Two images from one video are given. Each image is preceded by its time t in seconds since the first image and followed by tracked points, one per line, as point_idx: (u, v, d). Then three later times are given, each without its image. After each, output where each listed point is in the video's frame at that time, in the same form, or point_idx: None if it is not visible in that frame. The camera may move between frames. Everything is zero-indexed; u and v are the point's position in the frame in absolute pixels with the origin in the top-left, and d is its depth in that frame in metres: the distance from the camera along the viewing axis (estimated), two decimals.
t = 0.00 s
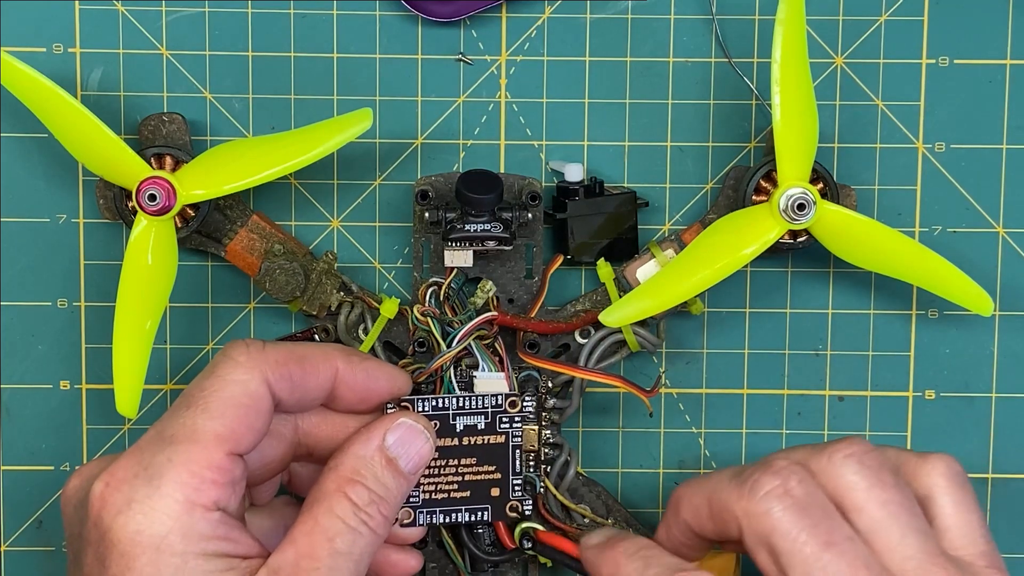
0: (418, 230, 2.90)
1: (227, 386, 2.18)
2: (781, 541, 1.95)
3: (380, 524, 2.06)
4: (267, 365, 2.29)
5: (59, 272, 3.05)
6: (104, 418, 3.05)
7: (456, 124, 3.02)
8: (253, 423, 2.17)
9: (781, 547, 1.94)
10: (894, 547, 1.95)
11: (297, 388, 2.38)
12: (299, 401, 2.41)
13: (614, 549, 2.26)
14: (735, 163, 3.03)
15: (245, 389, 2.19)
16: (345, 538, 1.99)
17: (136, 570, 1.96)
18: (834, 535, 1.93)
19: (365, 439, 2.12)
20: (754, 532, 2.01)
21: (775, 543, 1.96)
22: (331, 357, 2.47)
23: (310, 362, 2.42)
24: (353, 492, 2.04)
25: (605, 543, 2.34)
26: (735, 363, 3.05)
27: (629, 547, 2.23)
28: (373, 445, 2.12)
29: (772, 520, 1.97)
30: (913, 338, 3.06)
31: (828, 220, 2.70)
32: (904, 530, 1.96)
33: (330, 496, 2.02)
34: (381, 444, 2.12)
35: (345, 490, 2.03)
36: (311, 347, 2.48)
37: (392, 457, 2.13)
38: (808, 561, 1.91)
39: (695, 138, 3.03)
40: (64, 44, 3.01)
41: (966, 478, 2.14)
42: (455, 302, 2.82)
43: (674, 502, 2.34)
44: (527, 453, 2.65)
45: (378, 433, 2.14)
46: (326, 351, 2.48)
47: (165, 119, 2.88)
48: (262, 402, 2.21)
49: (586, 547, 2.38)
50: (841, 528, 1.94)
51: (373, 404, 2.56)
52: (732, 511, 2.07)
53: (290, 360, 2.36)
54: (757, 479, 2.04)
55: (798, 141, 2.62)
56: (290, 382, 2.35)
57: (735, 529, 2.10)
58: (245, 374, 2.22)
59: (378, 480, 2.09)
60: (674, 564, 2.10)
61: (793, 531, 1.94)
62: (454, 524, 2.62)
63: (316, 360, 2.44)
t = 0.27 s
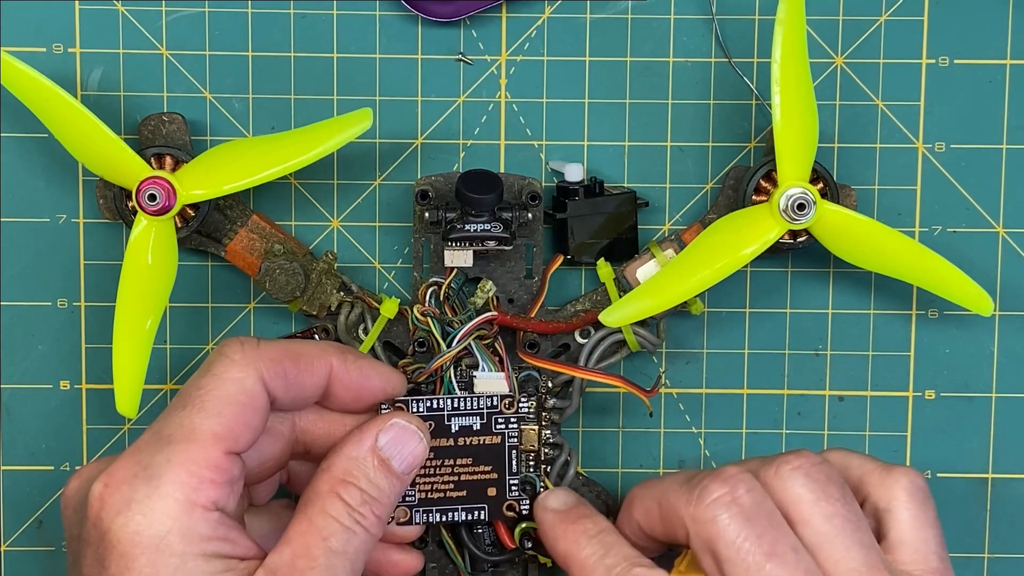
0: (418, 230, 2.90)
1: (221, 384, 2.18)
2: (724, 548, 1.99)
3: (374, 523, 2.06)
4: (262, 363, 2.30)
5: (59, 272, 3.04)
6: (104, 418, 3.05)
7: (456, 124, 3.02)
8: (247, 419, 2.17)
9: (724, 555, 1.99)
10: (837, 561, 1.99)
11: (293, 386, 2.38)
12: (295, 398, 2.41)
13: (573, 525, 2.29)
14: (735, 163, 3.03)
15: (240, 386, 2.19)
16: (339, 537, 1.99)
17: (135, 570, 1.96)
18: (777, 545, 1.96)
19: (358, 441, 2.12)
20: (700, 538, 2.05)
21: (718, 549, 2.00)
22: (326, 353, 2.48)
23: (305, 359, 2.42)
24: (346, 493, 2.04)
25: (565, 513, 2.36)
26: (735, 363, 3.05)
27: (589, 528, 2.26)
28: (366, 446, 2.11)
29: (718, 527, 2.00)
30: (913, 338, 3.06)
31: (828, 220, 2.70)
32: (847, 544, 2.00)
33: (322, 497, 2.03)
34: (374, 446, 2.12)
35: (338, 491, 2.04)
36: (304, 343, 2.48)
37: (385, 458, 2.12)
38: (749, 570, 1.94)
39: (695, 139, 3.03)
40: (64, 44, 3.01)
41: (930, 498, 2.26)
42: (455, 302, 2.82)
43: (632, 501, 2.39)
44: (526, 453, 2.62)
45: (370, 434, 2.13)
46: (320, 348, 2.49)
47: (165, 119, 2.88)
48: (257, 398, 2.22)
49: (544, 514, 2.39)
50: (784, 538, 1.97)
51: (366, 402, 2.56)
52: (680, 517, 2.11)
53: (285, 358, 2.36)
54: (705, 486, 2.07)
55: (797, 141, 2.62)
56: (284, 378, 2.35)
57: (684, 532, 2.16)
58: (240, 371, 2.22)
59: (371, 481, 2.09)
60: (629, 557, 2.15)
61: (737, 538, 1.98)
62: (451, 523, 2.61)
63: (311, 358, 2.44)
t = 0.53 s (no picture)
0: (418, 230, 2.90)
1: (222, 388, 2.19)
2: (724, 524, 2.02)
3: (378, 527, 2.06)
4: (264, 366, 2.30)
5: (59, 272, 3.05)
6: (104, 418, 3.05)
7: (456, 124, 3.02)
8: (249, 423, 2.17)
9: (723, 531, 2.01)
10: (827, 543, 2.06)
11: (294, 390, 2.38)
12: (296, 402, 2.42)
13: (563, 504, 2.27)
14: (735, 163, 3.03)
15: (242, 390, 2.19)
16: (343, 541, 1.99)
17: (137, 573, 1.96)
18: (775, 522, 2.00)
19: (362, 444, 2.12)
20: (699, 515, 2.07)
21: (717, 526, 2.03)
22: (327, 356, 2.48)
23: (307, 362, 2.43)
24: (350, 497, 2.04)
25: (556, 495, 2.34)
26: (735, 363, 3.05)
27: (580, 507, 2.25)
28: (370, 448, 2.12)
29: (718, 504, 2.03)
30: (913, 338, 3.06)
31: (828, 220, 2.70)
32: (839, 528, 2.07)
33: (326, 501, 2.03)
34: (378, 448, 2.12)
35: (343, 495, 2.04)
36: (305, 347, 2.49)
37: (389, 460, 2.12)
38: (747, 545, 1.98)
39: (695, 138, 3.03)
40: (64, 44, 3.01)
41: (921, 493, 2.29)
42: (455, 302, 2.82)
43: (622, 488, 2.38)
44: (526, 453, 2.65)
45: (374, 437, 2.14)
46: (321, 350, 2.49)
47: (165, 119, 2.88)
48: (258, 402, 2.22)
49: (536, 497, 2.37)
50: (781, 516, 2.02)
51: (368, 407, 2.56)
52: (679, 494, 2.13)
53: (286, 360, 2.36)
54: (705, 463, 2.10)
55: (797, 141, 2.62)
56: (286, 381, 2.35)
57: (680, 511, 2.17)
58: (241, 375, 2.23)
59: (376, 484, 2.09)
60: (622, 531, 2.15)
61: (736, 514, 2.02)
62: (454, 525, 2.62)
63: (312, 361, 2.45)
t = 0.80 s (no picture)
0: (418, 230, 2.90)
1: (222, 391, 2.15)
2: (729, 486, 2.01)
3: (377, 531, 2.06)
4: (265, 367, 2.25)
5: (59, 272, 3.04)
6: (104, 418, 3.05)
7: (456, 124, 3.02)
8: (246, 427, 2.14)
9: (727, 491, 2.01)
10: (825, 520, 2.06)
11: (295, 386, 2.36)
12: (297, 398, 2.40)
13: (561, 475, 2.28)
14: (735, 162, 3.03)
15: (242, 394, 2.16)
16: (341, 545, 1.99)
17: None
18: (777, 489, 2.01)
19: (359, 447, 2.12)
20: (702, 479, 2.06)
21: (721, 488, 2.02)
22: (329, 350, 2.45)
23: (308, 359, 2.40)
24: (348, 500, 2.04)
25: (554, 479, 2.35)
26: (735, 363, 3.05)
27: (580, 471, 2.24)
28: (368, 451, 2.12)
29: (722, 466, 2.04)
30: (913, 338, 3.06)
31: (828, 219, 2.70)
32: (838, 507, 2.07)
33: (324, 505, 2.03)
34: (376, 451, 2.12)
35: (340, 499, 2.04)
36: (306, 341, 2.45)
37: (386, 464, 2.12)
38: (750, 509, 1.98)
39: (695, 138, 3.03)
40: (64, 44, 3.01)
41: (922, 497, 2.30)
42: (455, 302, 2.82)
43: (618, 463, 2.33)
44: (527, 454, 2.66)
45: (371, 441, 2.14)
46: (322, 345, 2.46)
47: (165, 119, 2.88)
48: (258, 405, 2.19)
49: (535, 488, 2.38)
50: (782, 485, 2.03)
51: (369, 398, 2.56)
52: (682, 459, 2.12)
53: (288, 360, 2.33)
54: (709, 429, 2.12)
55: (797, 141, 2.62)
56: (287, 381, 2.32)
57: (679, 482, 2.14)
58: (242, 379, 2.18)
59: (375, 487, 2.09)
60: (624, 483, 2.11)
61: (739, 478, 2.02)
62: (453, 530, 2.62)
63: (314, 356, 2.41)
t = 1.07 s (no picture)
0: (419, 230, 2.90)
1: (252, 419, 1.94)
2: (724, 488, 2.00)
3: None
4: (301, 394, 2.02)
5: (59, 273, 3.05)
6: (104, 419, 3.05)
7: (456, 124, 3.02)
8: (280, 458, 1.95)
9: (722, 493, 1.99)
10: (817, 520, 2.05)
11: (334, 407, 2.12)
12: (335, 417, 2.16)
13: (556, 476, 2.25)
14: (735, 162, 3.03)
15: (275, 423, 1.95)
16: None
17: None
18: (770, 490, 2.00)
19: (392, 520, 2.08)
20: (696, 480, 2.04)
21: (716, 489, 2.00)
22: (360, 361, 2.19)
23: (342, 376, 2.14)
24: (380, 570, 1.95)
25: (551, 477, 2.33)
26: (735, 363, 3.05)
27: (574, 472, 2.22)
28: (400, 525, 2.07)
29: (718, 467, 2.02)
30: (913, 338, 3.06)
31: (828, 220, 2.70)
32: (830, 506, 2.07)
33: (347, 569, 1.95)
34: (406, 527, 2.08)
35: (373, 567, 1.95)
36: (335, 351, 2.18)
37: (413, 543, 2.08)
38: (745, 510, 1.97)
39: (695, 138, 3.03)
40: (64, 44, 3.01)
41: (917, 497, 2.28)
42: (455, 302, 2.82)
43: (611, 462, 2.29)
44: (528, 454, 2.65)
45: (403, 515, 2.10)
46: (352, 354, 2.19)
47: (165, 119, 2.87)
48: (291, 435, 1.98)
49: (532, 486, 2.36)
50: (776, 487, 2.03)
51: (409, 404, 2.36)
52: (677, 460, 2.09)
53: (324, 383, 2.09)
54: (703, 430, 2.09)
55: (797, 141, 2.62)
56: (324, 404, 2.08)
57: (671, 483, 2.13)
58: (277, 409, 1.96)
59: (406, 560, 2.01)
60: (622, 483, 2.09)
61: (733, 479, 2.01)
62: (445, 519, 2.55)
63: (349, 374, 2.15)
